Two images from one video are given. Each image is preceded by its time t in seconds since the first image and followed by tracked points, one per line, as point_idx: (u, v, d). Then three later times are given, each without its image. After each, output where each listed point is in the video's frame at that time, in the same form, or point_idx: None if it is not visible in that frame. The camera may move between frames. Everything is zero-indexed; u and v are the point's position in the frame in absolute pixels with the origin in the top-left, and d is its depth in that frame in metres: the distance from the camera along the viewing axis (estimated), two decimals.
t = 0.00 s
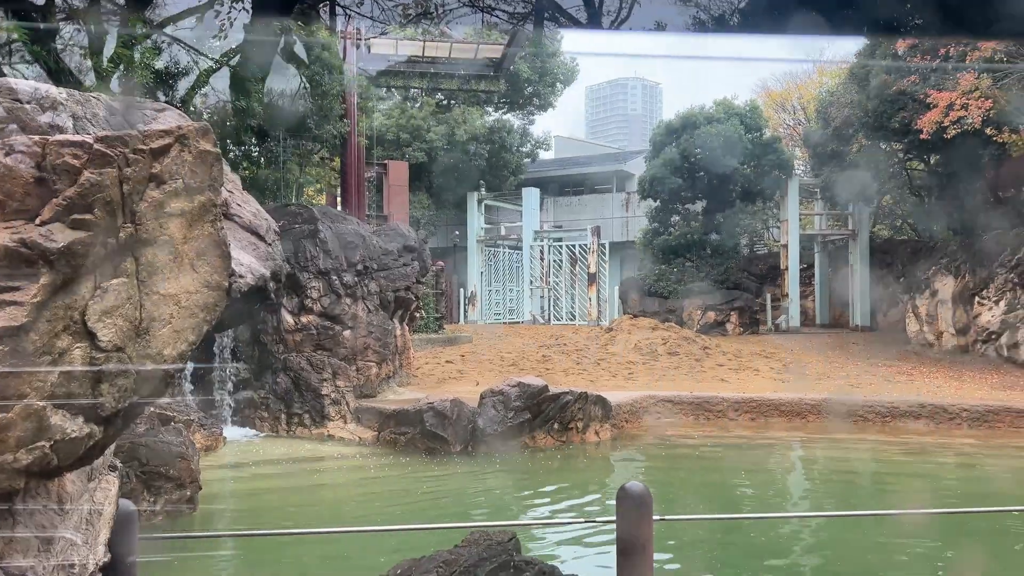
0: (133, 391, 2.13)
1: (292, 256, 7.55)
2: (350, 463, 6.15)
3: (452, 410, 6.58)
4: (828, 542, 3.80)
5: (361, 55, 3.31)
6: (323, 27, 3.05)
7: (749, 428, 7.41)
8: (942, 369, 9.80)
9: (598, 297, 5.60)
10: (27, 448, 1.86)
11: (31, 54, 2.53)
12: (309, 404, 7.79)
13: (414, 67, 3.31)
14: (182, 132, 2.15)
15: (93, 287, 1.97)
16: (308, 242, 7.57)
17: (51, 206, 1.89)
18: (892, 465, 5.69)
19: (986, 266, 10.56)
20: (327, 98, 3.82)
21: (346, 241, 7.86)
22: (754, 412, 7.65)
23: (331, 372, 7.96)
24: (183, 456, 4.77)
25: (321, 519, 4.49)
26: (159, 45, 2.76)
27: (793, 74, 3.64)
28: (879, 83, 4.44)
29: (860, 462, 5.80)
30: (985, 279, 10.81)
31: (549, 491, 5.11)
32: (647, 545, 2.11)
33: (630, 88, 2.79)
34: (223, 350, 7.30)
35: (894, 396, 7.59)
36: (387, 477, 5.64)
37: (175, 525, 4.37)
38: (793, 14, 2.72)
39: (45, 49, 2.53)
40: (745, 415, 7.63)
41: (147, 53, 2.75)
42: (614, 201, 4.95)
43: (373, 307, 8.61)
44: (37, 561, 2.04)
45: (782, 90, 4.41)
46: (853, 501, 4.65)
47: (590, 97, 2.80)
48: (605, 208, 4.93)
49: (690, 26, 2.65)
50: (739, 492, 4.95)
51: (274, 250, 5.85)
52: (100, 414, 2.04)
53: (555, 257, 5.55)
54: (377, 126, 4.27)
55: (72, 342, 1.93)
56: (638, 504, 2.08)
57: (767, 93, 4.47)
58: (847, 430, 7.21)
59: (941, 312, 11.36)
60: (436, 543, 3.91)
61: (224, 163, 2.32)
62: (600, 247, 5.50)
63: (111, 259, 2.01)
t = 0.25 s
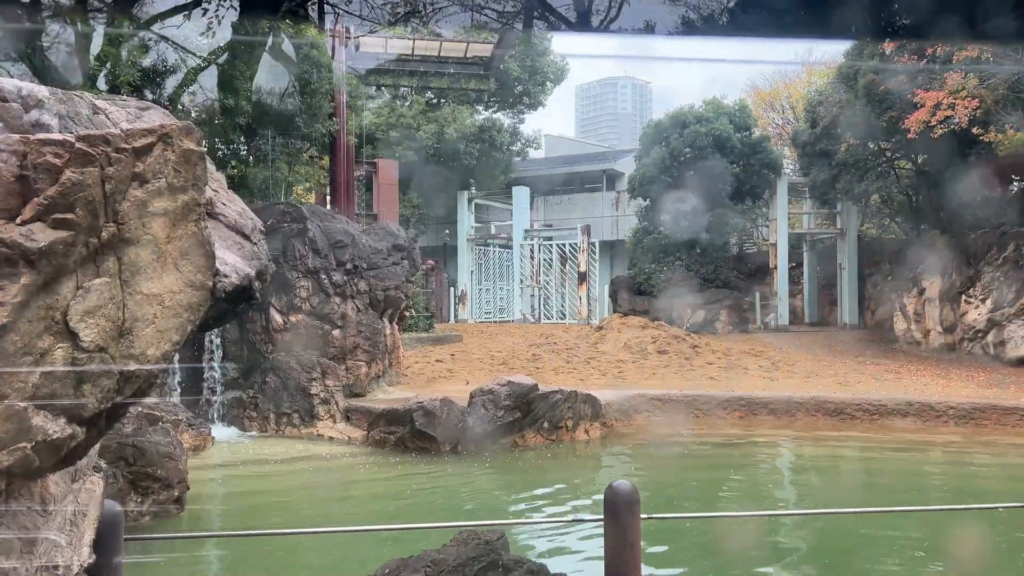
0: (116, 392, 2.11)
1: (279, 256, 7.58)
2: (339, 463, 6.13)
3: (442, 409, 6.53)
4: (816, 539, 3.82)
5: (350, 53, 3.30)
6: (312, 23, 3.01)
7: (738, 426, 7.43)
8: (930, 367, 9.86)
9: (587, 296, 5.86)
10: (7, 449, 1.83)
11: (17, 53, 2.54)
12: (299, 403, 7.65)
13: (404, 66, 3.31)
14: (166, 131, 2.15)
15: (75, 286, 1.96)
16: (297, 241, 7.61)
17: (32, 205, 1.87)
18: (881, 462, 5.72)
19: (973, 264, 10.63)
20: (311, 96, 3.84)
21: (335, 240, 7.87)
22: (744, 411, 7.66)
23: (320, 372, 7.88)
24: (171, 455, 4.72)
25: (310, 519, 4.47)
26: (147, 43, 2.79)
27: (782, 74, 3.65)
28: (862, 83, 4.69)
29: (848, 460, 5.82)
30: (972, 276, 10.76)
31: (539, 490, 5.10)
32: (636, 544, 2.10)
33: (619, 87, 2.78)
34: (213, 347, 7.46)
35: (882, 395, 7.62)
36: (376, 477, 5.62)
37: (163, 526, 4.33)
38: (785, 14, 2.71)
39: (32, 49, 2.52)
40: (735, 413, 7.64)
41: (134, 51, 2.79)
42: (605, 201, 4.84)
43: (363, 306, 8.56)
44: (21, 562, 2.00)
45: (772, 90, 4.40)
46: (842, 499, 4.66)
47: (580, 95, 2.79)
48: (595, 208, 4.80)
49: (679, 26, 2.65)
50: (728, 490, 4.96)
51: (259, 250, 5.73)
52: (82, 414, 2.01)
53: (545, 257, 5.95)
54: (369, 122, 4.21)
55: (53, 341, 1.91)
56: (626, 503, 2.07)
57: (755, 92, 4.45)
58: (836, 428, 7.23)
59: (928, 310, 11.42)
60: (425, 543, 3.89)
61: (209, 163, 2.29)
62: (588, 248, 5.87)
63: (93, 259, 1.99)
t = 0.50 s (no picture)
0: (98, 394, 2.06)
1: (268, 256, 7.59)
2: (328, 463, 6.10)
3: (430, 409, 6.52)
4: (804, 536, 3.83)
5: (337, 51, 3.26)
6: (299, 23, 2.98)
7: (725, 425, 7.46)
8: (915, 366, 9.93)
9: (574, 295, 5.83)
10: None
11: None
12: (286, 404, 7.68)
13: (393, 64, 3.26)
14: (147, 130, 2.16)
15: (55, 287, 1.92)
16: (285, 240, 7.61)
17: (12, 205, 1.84)
18: (867, 460, 5.75)
19: (958, 263, 10.71)
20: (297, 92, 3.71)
21: (323, 240, 7.84)
22: (732, 409, 7.67)
23: (308, 372, 7.84)
24: (157, 455, 4.66)
25: (298, 519, 4.44)
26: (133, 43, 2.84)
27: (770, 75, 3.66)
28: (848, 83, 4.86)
29: (835, 458, 5.85)
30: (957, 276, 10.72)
31: (527, 489, 5.09)
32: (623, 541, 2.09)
33: (608, 87, 2.79)
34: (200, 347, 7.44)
35: (869, 392, 7.66)
36: (365, 477, 5.59)
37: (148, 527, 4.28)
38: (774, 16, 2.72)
39: (12, 45, 2.45)
40: (723, 411, 7.66)
41: (121, 50, 2.85)
42: (594, 198, 4.87)
43: (351, 305, 8.40)
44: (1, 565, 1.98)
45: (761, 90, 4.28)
46: (829, 496, 4.68)
47: (570, 94, 2.78)
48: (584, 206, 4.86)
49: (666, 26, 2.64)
50: (716, 488, 4.97)
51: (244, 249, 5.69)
52: (64, 417, 1.97)
53: (535, 256, 5.72)
54: (355, 122, 4.24)
55: (33, 342, 1.88)
56: (613, 502, 2.07)
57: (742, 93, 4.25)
58: (823, 426, 7.26)
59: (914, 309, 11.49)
60: (413, 544, 3.86)
61: (190, 162, 2.31)
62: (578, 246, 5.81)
63: (74, 259, 1.97)
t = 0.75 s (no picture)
0: (79, 393, 2.07)
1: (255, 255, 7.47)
2: (315, 463, 6.07)
3: (417, 408, 6.53)
4: (790, 534, 3.84)
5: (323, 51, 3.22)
6: (284, 22, 2.97)
7: (712, 424, 7.49)
8: (901, 365, 10.00)
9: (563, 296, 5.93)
10: None
11: None
12: (272, 404, 7.62)
13: (379, 64, 3.25)
14: (129, 129, 2.09)
15: (35, 287, 1.90)
16: (272, 240, 7.52)
17: None
18: (852, 458, 5.79)
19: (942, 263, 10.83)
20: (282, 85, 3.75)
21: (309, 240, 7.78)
22: (718, 408, 7.70)
23: (295, 371, 7.82)
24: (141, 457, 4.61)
25: (284, 520, 4.41)
26: (116, 41, 2.78)
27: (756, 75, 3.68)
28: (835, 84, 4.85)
29: (821, 456, 5.89)
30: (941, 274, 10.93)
31: (515, 488, 5.09)
32: (610, 540, 2.09)
33: (596, 86, 2.77)
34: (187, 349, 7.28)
35: (854, 391, 7.70)
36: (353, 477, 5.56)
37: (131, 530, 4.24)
38: (762, 16, 2.71)
39: None
40: (710, 410, 7.69)
41: (104, 48, 2.78)
42: (581, 199, 4.80)
43: (338, 305, 8.46)
44: None
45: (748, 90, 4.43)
46: (815, 495, 4.71)
47: (557, 94, 2.78)
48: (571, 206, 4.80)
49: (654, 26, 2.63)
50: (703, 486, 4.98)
51: (228, 248, 5.68)
52: (44, 417, 1.97)
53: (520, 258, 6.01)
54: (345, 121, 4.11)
55: (12, 344, 1.86)
56: (599, 500, 2.07)
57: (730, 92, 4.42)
58: (809, 424, 7.30)
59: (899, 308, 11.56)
60: (400, 544, 3.85)
61: (173, 161, 2.25)
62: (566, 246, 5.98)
63: (54, 259, 1.94)
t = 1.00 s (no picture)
0: (59, 396, 2.03)
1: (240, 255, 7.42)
2: (302, 464, 6.03)
3: (404, 409, 6.48)
4: (776, 532, 3.86)
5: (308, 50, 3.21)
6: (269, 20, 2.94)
7: (699, 422, 7.52)
8: (885, 363, 10.08)
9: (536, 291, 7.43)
10: None
11: None
12: (258, 405, 7.51)
13: (365, 63, 3.24)
14: (108, 128, 2.07)
15: (13, 287, 1.90)
16: (258, 241, 7.47)
17: None
18: (837, 456, 5.83)
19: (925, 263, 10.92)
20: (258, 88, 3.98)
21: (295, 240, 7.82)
22: (705, 407, 7.73)
23: (280, 373, 7.68)
24: (125, 459, 4.54)
25: (271, 521, 4.38)
26: (99, 40, 2.81)
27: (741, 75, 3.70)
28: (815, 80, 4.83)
29: (806, 454, 5.92)
30: (924, 274, 10.92)
31: (502, 488, 5.08)
32: (595, 538, 2.10)
33: (582, 85, 2.76)
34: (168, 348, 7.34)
35: (839, 389, 7.76)
36: (339, 478, 5.53)
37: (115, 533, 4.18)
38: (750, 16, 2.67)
39: None
40: (697, 409, 7.72)
41: (87, 46, 2.80)
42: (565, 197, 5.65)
43: (324, 305, 8.35)
44: None
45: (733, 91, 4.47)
46: (801, 493, 4.72)
47: (545, 95, 2.78)
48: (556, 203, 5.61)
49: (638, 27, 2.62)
50: (690, 485, 5.00)
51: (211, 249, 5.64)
52: (21, 418, 1.94)
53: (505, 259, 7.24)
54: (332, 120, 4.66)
55: None
56: (584, 500, 2.06)
57: (716, 93, 4.47)
58: (795, 422, 7.34)
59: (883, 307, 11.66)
60: (388, 544, 3.82)
61: (154, 159, 2.24)
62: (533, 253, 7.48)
63: (33, 259, 1.94)
